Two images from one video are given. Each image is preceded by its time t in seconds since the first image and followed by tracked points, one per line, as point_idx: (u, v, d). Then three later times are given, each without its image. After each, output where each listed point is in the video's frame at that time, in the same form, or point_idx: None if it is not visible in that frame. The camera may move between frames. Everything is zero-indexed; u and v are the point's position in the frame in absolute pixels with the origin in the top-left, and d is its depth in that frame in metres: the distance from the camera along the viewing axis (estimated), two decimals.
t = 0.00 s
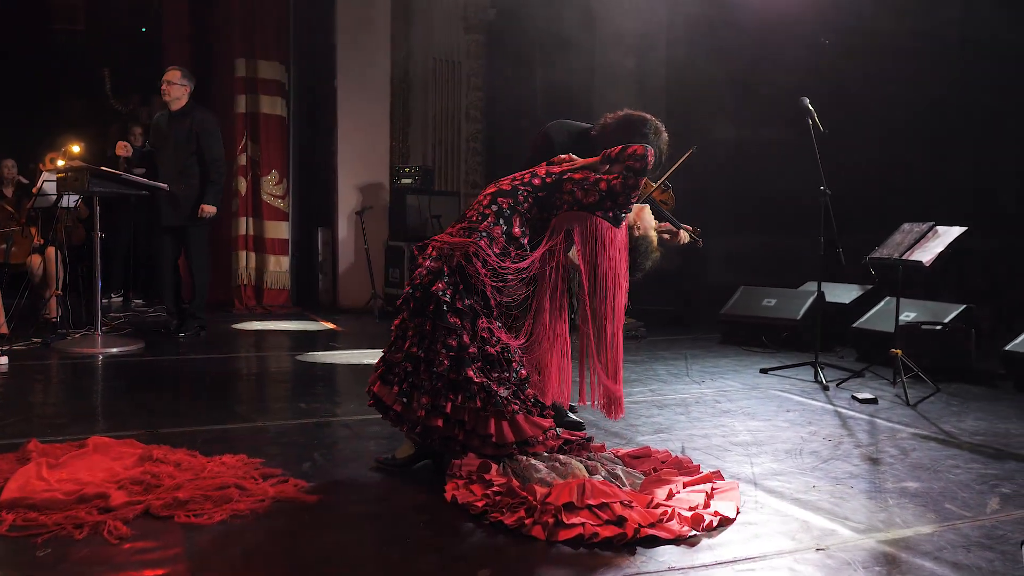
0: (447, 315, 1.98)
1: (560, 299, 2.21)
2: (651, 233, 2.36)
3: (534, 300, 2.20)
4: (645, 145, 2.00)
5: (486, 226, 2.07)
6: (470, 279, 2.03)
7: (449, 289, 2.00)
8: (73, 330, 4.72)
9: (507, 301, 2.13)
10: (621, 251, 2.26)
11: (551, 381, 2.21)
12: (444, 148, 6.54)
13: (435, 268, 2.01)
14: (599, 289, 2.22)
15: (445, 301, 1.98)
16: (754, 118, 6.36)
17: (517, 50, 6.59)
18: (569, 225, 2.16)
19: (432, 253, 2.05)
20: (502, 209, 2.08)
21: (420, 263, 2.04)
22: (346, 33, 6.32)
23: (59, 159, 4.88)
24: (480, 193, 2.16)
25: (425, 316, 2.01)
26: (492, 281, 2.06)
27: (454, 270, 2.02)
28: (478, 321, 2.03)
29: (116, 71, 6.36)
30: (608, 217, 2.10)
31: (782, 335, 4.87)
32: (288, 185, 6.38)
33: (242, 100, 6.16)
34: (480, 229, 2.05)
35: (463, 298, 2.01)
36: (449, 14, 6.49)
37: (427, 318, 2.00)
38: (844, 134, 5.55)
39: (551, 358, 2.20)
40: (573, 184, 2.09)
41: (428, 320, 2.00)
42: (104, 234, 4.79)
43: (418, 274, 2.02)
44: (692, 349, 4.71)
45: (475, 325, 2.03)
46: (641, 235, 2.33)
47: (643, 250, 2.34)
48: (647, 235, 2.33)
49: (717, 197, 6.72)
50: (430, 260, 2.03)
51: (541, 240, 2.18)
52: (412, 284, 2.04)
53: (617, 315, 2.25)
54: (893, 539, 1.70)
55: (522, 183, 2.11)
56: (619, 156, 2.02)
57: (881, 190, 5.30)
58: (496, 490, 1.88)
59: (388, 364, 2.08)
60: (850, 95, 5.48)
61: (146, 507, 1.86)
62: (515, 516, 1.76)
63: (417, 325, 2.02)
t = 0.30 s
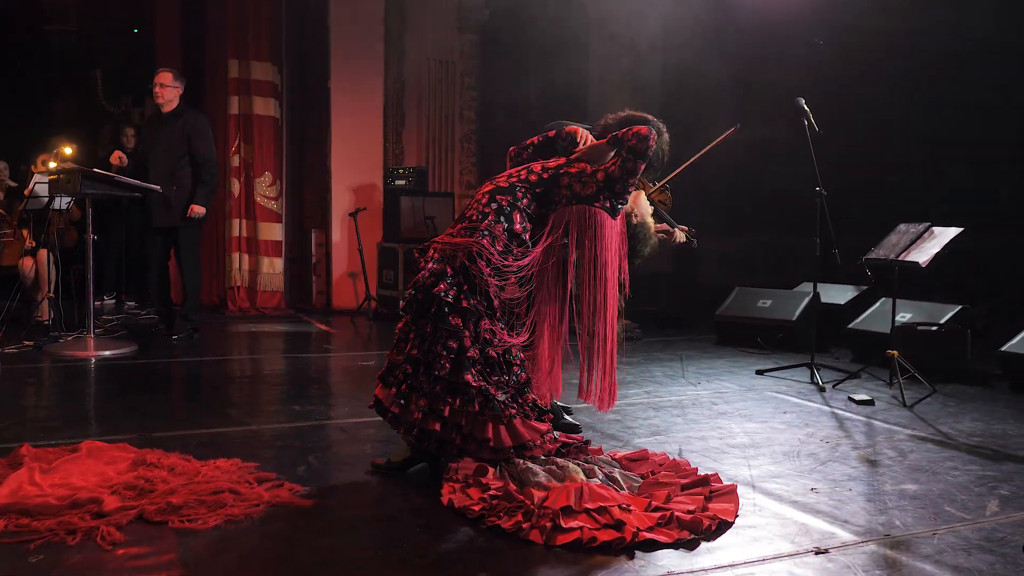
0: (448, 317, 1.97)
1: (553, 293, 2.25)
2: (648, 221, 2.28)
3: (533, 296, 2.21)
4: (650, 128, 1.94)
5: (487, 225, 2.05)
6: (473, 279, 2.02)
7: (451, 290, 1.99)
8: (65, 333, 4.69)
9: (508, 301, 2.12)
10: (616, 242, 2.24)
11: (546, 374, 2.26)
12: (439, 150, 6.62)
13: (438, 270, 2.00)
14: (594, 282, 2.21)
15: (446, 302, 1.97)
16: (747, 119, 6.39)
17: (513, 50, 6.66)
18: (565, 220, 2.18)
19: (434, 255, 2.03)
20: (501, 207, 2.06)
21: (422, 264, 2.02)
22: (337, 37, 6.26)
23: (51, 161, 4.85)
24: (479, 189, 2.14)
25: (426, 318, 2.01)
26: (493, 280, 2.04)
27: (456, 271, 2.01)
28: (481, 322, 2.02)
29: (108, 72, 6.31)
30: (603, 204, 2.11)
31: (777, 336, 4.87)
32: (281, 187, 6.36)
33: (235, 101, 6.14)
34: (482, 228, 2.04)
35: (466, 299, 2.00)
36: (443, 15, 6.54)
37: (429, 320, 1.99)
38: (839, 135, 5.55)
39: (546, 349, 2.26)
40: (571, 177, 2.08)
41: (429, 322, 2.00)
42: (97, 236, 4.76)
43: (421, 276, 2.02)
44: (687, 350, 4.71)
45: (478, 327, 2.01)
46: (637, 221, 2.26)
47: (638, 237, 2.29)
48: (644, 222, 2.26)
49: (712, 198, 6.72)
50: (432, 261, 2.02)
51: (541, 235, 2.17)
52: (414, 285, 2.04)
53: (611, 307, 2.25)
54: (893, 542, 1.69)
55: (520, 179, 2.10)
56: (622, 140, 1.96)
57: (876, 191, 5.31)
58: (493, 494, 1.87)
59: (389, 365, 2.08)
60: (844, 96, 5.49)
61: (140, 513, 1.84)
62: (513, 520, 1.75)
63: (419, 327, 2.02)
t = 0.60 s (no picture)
0: (448, 319, 1.96)
1: (550, 287, 2.22)
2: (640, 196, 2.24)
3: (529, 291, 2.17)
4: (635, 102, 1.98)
5: (487, 222, 2.04)
6: (475, 278, 2.00)
7: (451, 291, 1.97)
8: (57, 336, 4.65)
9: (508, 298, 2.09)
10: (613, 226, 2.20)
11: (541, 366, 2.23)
12: (432, 152, 6.62)
13: (438, 271, 1.99)
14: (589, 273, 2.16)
15: (448, 304, 1.95)
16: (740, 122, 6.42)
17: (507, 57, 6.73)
18: (562, 212, 2.13)
19: (433, 255, 2.02)
20: (499, 203, 2.05)
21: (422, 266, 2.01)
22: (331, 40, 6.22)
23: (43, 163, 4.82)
24: (475, 186, 2.13)
25: (426, 319, 2.00)
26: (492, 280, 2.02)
27: (457, 271, 1.98)
28: (483, 323, 2.00)
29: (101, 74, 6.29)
30: (598, 189, 2.06)
31: (772, 338, 4.88)
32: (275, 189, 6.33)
33: (229, 103, 6.13)
34: (483, 226, 2.02)
35: (467, 299, 1.98)
36: (436, 16, 6.54)
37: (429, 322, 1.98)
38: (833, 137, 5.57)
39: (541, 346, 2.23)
40: (565, 165, 2.10)
41: (429, 323, 1.99)
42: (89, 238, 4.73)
43: (422, 277, 1.99)
44: (682, 353, 4.70)
45: (480, 328, 2.00)
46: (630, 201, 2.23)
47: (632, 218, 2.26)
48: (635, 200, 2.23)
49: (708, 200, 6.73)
50: (432, 262, 2.00)
51: (541, 227, 2.15)
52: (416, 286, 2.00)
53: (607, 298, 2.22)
54: (891, 546, 1.69)
55: (515, 174, 2.09)
56: (614, 115, 1.98)
57: (869, 193, 5.34)
58: (489, 498, 1.85)
59: (386, 367, 2.06)
60: (838, 98, 5.50)
61: (132, 518, 1.82)
62: (509, 526, 1.74)
63: (418, 328, 2.01)
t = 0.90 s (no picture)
0: (452, 331, 1.96)
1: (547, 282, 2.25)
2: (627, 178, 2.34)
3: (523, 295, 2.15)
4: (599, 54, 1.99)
5: (488, 231, 2.03)
6: (477, 288, 2.00)
7: (454, 303, 1.97)
8: (49, 344, 4.63)
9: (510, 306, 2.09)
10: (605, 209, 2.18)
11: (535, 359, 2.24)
12: (426, 157, 6.60)
13: (441, 283, 1.98)
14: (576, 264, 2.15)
15: (450, 315, 1.95)
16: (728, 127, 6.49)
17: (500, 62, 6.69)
18: (556, 206, 2.14)
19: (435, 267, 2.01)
20: (497, 210, 2.04)
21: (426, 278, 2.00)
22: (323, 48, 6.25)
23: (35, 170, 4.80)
24: (470, 189, 2.10)
25: (429, 330, 1.99)
26: (494, 288, 2.03)
27: (460, 281, 1.98)
28: (486, 333, 2.01)
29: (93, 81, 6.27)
30: (591, 174, 2.06)
31: (767, 344, 4.88)
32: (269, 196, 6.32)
33: (222, 110, 6.12)
34: (484, 235, 2.02)
35: (470, 310, 1.97)
36: (430, 22, 6.54)
37: (432, 334, 1.98)
38: (826, 143, 5.59)
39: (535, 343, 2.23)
40: (550, 154, 2.07)
41: (432, 334, 1.98)
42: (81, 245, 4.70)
43: (424, 288, 1.99)
44: (677, 359, 4.71)
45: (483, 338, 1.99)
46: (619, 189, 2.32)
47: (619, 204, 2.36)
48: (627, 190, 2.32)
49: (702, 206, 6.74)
50: (436, 274, 1.99)
51: (537, 225, 2.15)
52: (419, 298, 1.98)
53: (601, 290, 2.19)
54: (888, 554, 1.69)
55: (509, 177, 2.04)
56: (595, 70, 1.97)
57: (862, 199, 5.37)
58: (485, 507, 1.84)
59: (383, 378, 2.03)
60: (831, 104, 5.53)
61: (125, 529, 1.81)
62: (505, 535, 1.73)
63: (419, 340, 1.99)
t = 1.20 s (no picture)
0: (457, 345, 1.97)
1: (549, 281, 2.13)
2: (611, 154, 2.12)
3: (523, 298, 2.12)
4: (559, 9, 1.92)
5: (486, 243, 2.02)
6: (479, 301, 1.99)
7: (457, 317, 1.97)
8: (44, 354, 4.61)
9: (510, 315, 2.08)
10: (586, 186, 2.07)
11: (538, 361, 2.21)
12: (421, 165, 6.60)
13: (445, 298, 1.99)
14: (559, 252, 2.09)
15: (453, 330, 1.96)
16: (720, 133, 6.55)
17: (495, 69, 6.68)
18: (544, 198, 2.06)
19: (438, 282, 2.01)
20: (492, 221, 2.02)
21: (430, 294, 2.01)
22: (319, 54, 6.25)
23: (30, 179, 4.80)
24: (463, 201, 2.08)
25: (433, 346, 1.99)
26: (495, 298, 2.02)
27: (462, 296, 1.99)
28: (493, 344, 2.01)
29: (88, 89, 6.27)
30: (568, 150, 1.96)
31: (763, 351, 4.89)
32: (264, 204, 6.32)
33: (218, 118, 6.10)
34: (483, 248, 2.01)
35: (474, 322, 1.97)
36: (425, 30, 6.53)
37: (437, 350, 1.99)
38: (820, 150, 5.62)
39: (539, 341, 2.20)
40: (524, 140, 2.02)
41: (436, 349, 1.99)
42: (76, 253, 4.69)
43: (427, 304, 2.00)
44: (673, 366, 4.71)
45: (490, 349, 2.01)
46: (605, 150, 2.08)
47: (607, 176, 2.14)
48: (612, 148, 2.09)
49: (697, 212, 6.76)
50: (439, 290, 2.00)
51: (527, 217, 2.08)
52: (422, 314, 1.99)
53: (589, 279, 2.11)
54: (885, 562, 1.69)
55: (495, 182, 2.01)
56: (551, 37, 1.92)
57: (856, 206, 5.40)
58: (482, 516, 1.84)
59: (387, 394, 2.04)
60: (825, 111, 5.56)
61: (120, 540, 1.80)
62: (502, 544, 1.73)
63: (424, 356, 1.99)
